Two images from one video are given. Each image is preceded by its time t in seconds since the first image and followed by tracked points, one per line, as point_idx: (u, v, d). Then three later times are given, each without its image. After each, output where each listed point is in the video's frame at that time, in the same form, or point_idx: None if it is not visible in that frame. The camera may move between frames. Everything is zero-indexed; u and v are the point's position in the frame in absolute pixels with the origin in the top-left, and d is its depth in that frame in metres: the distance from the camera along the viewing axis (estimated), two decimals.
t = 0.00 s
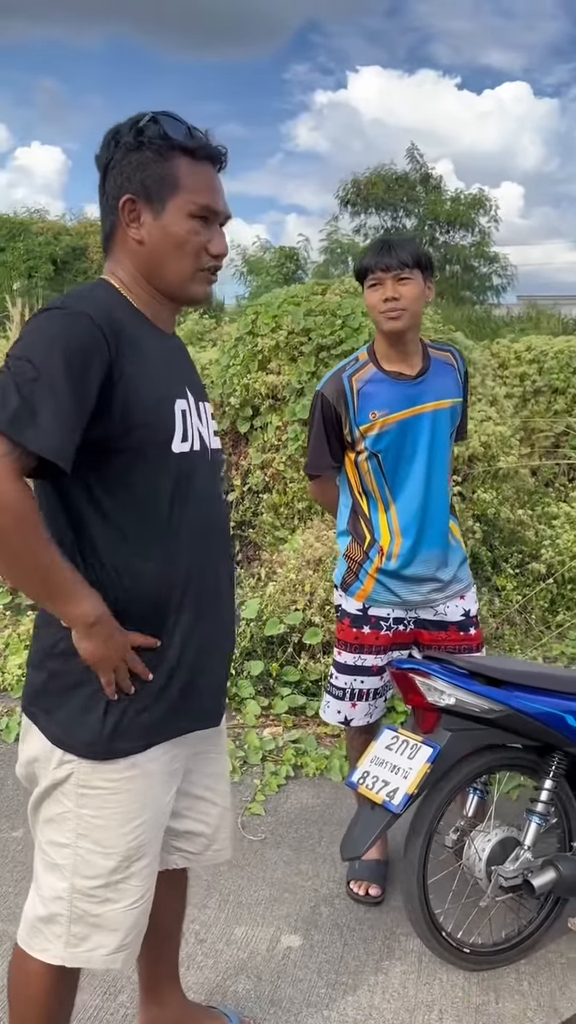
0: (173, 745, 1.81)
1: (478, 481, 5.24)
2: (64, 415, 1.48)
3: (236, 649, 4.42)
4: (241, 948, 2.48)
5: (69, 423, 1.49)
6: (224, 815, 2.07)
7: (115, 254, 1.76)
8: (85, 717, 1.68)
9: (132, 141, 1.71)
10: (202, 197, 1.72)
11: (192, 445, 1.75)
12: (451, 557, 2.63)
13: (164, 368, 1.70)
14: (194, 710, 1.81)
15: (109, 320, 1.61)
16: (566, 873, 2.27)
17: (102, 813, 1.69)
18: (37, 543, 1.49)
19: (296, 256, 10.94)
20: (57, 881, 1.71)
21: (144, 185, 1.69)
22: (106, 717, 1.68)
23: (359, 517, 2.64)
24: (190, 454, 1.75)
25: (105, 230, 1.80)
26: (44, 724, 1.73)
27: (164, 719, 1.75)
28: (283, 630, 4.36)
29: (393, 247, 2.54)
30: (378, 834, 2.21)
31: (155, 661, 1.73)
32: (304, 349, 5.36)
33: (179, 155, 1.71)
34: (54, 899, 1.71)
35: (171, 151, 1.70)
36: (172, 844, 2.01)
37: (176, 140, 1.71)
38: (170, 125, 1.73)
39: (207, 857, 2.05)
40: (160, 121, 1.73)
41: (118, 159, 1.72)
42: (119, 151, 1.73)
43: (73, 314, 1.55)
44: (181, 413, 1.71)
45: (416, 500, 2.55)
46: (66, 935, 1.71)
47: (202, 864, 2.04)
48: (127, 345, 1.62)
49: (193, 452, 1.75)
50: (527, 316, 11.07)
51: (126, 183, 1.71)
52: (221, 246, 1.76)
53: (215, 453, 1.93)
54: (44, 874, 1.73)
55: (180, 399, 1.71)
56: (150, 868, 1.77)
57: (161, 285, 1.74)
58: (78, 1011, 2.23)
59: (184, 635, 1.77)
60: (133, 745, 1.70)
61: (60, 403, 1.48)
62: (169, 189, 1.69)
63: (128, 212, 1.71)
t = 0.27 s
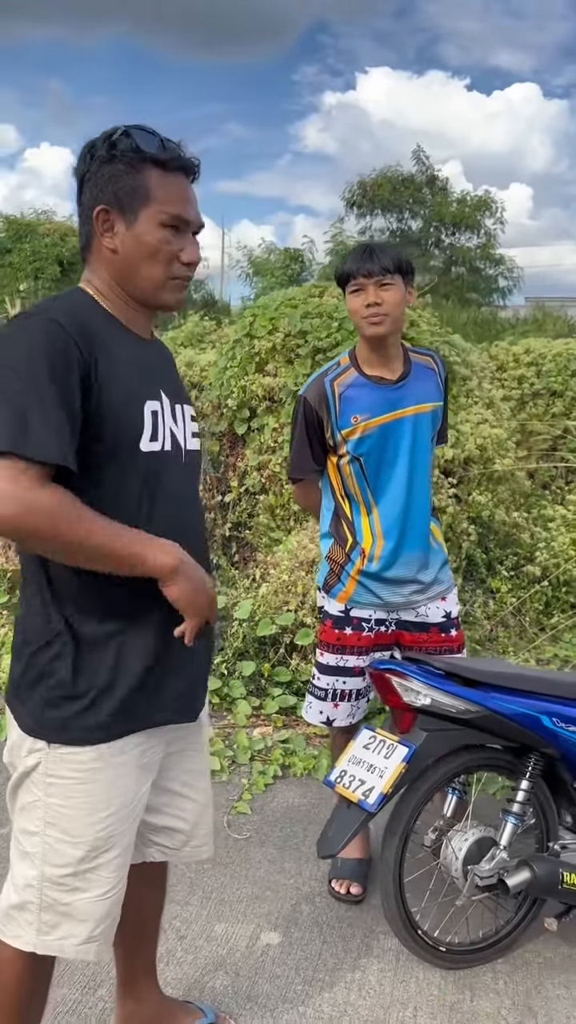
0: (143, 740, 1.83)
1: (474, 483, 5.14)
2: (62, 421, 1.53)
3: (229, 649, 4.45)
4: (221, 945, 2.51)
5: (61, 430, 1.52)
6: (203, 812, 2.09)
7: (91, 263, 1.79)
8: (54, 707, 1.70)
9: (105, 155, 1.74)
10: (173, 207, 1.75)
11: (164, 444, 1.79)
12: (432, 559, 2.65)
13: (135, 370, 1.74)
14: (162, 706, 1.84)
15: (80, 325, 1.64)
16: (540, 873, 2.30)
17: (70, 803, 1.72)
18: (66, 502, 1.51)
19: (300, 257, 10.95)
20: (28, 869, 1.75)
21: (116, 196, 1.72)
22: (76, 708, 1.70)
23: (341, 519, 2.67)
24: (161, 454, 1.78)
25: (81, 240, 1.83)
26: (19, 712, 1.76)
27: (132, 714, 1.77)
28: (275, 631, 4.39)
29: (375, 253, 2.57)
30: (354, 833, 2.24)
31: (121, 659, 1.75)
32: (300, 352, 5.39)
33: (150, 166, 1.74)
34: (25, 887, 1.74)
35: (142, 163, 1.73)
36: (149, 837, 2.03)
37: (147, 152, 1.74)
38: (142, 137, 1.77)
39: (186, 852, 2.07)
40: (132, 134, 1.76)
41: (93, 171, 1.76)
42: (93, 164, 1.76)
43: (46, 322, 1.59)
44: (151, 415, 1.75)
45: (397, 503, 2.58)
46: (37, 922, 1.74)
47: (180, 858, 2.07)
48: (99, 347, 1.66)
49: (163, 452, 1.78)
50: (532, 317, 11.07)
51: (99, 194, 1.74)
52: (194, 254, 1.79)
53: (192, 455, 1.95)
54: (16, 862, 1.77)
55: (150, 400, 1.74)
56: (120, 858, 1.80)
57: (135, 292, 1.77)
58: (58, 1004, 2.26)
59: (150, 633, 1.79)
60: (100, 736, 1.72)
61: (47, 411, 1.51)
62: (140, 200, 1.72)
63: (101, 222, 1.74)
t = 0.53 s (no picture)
0: (123, 731, 1.87)
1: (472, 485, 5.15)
2: (84, 407, 1.65)
3: (225, 649, 4.49)
4: (206, 938, 2.56)
5: (85, 411, 1.64)
6: (187, 804, 2.13)
7: (76, 272, 1.86)
8: (34, 698, 1.76)
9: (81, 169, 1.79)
10: (146, 216, 1.78)
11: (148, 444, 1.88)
12: (417, 559, 2.68)
13: (120, 372, 1.82)
14: (143, 698, 1.87)
15: (72, 328, 1.74)
16: (517, 869, 2.35)
17: (50, 789, 1.77)
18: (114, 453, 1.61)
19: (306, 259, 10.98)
20: (11, 854, 1.80)
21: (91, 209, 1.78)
22: (53, 701, 1.75)
23: (328, 520, 2.70)
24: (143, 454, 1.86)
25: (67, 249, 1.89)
26: (6, 700, 1.83)
27: (110, 707, 1.80)
28: (270, 631, 4.43)
29: (362, 261, 2.61)
30: (334, 829, 2.28)
31: (97, 656, 1.78)
32: (300, 354, 5.43)
33: (123, 177, 1.78)
34: (7, 871, 1.80)
35: (115, 175, 1.78)
36: (134, 826, 2.07)
37: (120, 164, 1.78)
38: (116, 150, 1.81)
39: (169, 842, 2.11)
40: (106, 147, 1.80)
41: (71, 184, 1.81)
42: (72, 177, 1.82)
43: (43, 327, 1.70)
44: (135, 417, 1.84)
45: (382, 504, 2.61)
46: (18, 907, 1.79)
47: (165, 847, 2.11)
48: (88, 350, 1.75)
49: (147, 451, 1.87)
50: (538, 319, 11.07)
51: (77, 207, 1.79)
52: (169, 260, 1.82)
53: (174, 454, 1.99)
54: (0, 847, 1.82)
55: (134, 402, 1.83)
56: (100, 845, 1.85)
57: (116, 299, 1.83)
58: (43, 994, 2.31)
59: (127, 631, 1.81)
60: (78, 726, 1.76)
61: (62, 401, 1.63)
62: (114, 211, 1.77)
63: (79, 234, 1.80)
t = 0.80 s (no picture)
0: (117, 720, 1.90)
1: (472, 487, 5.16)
2: (91, 394, 1.68)
3: (224, 648, 4.52)
4: (197, 931, 2.59)
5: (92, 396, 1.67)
6: (179, 796, 2.16)
7: (73, 277, 1.90)
8: (25, 687, 1.80)
9: (74, 177, 1.84)
10: (138, 219, 1.81)
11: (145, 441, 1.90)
12: (407, 558, 2.71)
13: (115, 368, 1.85)
14: (134, 689, 1.89)
15: (73, 322, 1.79)
16: (503, 866, 2.38)
17: (42, 776, 1.81)
18: (128, 441, 1.66)
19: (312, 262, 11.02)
20: (3, 839, 1.84)
21: (84, 214, 1.82)
22: (43, 691, 1.79)
23: (319, 519, 2.73)
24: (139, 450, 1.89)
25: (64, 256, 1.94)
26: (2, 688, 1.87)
27: (100, 697, 1.83)
28: (269, 630, 4.46)
29: (351, 261, 2.64)
30: (321, 824, 2.32)
31: (87, 649, 1.81)
32: (302, 355, 5.46)
33: (114, 183, 1.82)
34: None
35: (107, 181, 1.81)
36: (126, 816, 2.11)
37: (111, 171, 1.82)
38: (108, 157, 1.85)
39: (159, 833, 2.14)
40: (98, 155, 1.84)
41: (65, 192, 1.85)
42: (66, 186, 1.86)
43: (48, 320, 1.75)
44: (130, 413, 1.87)
45: (372, 503, 2.64)
46: (8, 891, 1.83)
47: (158, 839, 2.14)
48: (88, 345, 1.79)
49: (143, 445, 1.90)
50: (546, 321, 11.05)
51: (71, 213, 1.84)
52: (160, 261, 1.85)
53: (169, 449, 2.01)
54: None
55: (131, 398, 1.87)
56: (90, 831, 1.88)
57: (110, 301, 1.87)
58: (34, 984, 2.35)
59: (117, 626, 1.84)
60: (69, 715, 1.79)
61: (71, 386, 1.67)
62: (105, 215, 1.81)
63: (74, 239, 1.84)
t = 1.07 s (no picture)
0: (116, 714, 1.91)
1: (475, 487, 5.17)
2: (92, 395, 1.70)
3: (226, 647, 4.54)
4: (194, 927, 2.61)
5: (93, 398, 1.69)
6: (178, 790, 2.17)
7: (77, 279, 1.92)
8: (24, 679, 1.82)
9: (76, 180, 1.86)
10: (140, 219, 1.83)
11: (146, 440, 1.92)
12: (405, 557, 2.72)
13: (116, 368, 1.86)
14: (133, 684, 1.91)
15: (76, 323, 1.81)
16: (498, 863, 2.39)
17: (40, 768, 1.83)
18: (129, 443, 1.68)
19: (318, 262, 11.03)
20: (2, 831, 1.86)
21: (87, 216, 1.84)
22: (42, 683, 1.81)
23: (316, 518, 2.75)
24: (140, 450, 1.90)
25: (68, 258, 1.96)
26: (3, 681, 1.89)
27: (99, 691, 1.84)
28: (271, 629, 4.48)
29: (348, 261, 2.66)
30: (315, 820, 2.34)
31: (86, 643, 1.83)
32: (306, 356, 5.48)
33: (115, 184, 1.84)
34: None
35: (109, 183, 1.83)
36: (124, 810, 2.13)
37: (113, 173, 1.84)
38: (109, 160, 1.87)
39: (157, 827, 2.16)
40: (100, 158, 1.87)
41: (68, 194, 1.87)
42: (68, 189, 1.88)
43: (52, 321, 1.76)
44: (131, 413, 1.88)
45: (369, 502, 2.66)
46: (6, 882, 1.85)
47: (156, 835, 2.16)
48: (91, 346, 1.81)
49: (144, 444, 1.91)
50: (552, 321, 11.03)
51: (73, 216, 1.85)
52: (162, 261, 1.87)
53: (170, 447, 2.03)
54: None
55: (132, 398, 1.88)
56: (88, 824, 1.90)
57: (113, 302, 1.88)
58: (32, 979, 2.37)
59: (116, 621, 1.85)
60: (67, 708, 1.81)
61: (73, 388, 1.68)
62: (107, 217, 1.82)
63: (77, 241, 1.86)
